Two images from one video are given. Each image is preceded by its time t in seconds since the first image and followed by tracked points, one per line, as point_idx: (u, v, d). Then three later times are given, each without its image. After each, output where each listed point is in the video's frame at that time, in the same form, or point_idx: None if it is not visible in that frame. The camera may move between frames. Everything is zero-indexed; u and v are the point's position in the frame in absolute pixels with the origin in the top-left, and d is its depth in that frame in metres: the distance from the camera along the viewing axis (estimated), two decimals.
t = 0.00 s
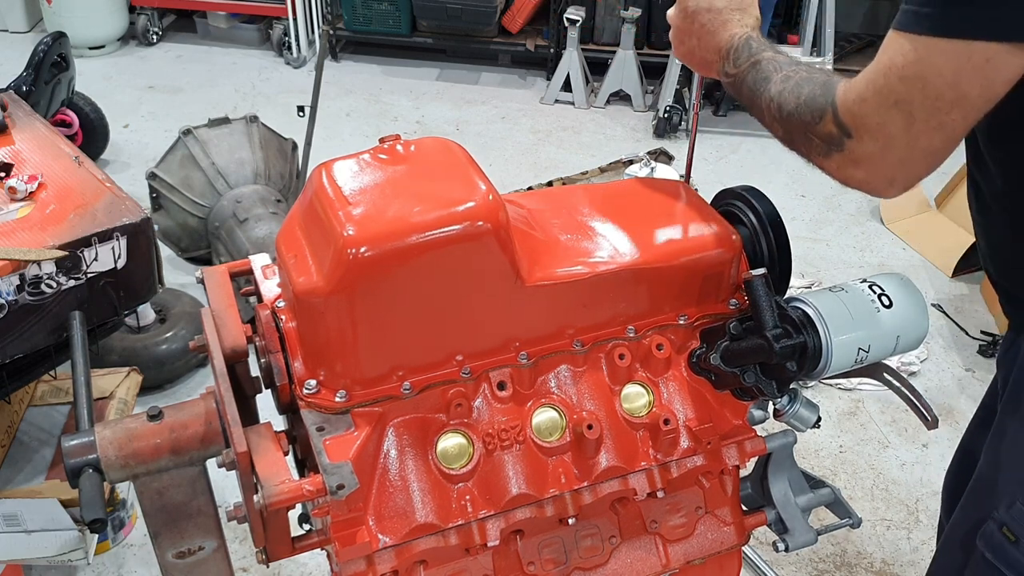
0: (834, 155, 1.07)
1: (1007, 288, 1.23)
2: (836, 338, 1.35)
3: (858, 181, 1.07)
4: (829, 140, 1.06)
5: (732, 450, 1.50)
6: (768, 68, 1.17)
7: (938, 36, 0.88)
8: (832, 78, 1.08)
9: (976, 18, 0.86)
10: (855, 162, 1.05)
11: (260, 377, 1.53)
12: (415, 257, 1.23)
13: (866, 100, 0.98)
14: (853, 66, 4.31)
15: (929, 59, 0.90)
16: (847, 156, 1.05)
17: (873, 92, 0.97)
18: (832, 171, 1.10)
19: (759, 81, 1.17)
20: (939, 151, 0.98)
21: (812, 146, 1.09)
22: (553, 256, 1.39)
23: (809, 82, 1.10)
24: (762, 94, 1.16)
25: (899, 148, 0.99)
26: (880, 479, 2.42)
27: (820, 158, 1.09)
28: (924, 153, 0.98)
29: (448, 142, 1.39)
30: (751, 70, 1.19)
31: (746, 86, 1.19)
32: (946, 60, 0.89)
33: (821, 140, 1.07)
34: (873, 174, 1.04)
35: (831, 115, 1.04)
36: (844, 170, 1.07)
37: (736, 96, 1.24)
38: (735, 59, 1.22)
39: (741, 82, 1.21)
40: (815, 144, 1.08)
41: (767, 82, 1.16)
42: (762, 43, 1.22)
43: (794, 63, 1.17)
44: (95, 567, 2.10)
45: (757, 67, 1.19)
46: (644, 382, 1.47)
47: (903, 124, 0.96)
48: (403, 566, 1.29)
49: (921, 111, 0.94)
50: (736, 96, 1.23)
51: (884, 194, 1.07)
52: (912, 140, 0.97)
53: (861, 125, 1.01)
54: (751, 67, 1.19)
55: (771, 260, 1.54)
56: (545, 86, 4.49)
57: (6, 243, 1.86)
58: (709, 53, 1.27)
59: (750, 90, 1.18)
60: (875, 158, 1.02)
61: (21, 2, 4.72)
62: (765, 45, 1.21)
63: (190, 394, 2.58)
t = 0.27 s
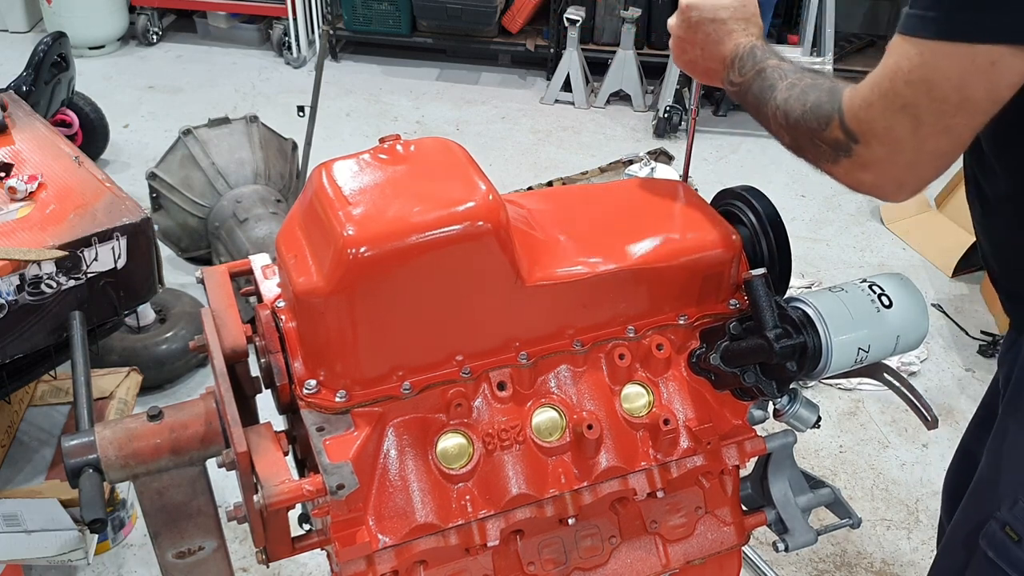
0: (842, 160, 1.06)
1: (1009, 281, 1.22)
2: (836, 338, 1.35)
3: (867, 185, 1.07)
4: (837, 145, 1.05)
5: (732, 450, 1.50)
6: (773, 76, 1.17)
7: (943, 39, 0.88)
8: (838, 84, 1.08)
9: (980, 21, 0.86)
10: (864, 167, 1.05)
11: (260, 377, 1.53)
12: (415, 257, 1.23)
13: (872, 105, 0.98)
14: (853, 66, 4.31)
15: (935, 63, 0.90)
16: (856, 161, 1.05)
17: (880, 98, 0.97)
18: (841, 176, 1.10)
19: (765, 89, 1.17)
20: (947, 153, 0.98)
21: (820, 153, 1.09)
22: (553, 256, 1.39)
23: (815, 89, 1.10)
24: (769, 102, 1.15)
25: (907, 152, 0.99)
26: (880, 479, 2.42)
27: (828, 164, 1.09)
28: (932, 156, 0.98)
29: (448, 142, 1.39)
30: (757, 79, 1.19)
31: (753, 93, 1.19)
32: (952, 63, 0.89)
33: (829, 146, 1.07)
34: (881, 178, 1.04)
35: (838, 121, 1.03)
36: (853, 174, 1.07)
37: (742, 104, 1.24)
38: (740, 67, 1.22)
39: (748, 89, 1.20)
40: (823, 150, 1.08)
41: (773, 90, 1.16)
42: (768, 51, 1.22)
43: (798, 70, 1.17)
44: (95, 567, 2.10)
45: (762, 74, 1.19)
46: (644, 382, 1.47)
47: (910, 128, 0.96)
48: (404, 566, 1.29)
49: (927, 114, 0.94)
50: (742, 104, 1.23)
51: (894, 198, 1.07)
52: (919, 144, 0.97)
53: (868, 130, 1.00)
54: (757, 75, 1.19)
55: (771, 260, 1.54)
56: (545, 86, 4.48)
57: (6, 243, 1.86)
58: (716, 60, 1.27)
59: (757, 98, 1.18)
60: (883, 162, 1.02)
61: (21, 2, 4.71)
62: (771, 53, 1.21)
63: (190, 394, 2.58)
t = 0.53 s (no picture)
0: (842, 163, 1.06)
1: (1007, 286, 1.22)
2: (837, 338, 1.35)
3: (868, 188, 1.06)
4: (837, 148, 1.05)
5: (732, 451, 1.50)
6: (760, 80, 1.17)
7: (947, 42, 0.88)
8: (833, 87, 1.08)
9: (984, 24, 0.86)
10: (865, 169, 1.04)
11: (260, 377, 1.53)
12: (416, 257, 1.23)
13: (874, 109, 0.98)
14: (853, 66, 4.31)
15: (939, 66, 0.90)
16: (856, 163, 1.05)
17: (882, 101, 0.97)
18: (840, 180, 1.09)
19: (754, 93, 1.17)
20: (949, 156, 0.97)
21: (817, 156, 1.09)
22: (553, 256, 1.39)
23: (807, 93, 1.10)
24: (759, 105, 1.15)
25: (909, 154, 0.98)
26: (880, 479, 2.42)
27: (826, 166, 1.09)
28: (934, 159, 0.98)
29: (448, 142, 1.39)
30: (744, 82, 1.19)
31: (742, 96, 1.19)
32: (956, 66, 0.89)
33: (827, 149, 1.06)
34: (882, 181, 1.04)
35: (838, 124, 1.03)
36: (852, 177, 1.07)
37: (730, 107, 1.24)
38: (724, 71, 1.22)
39: (734, 93, 1.21)
40: (821, 152, 1.08)
41: (762, 93, 1.16)
42: (749, 54, 1.22)
43: (783, 73, 1.17)
44: (95, 567, 2.10)
45: (749, 78, 1.19)
46: (644, 382, 1.47)
47: (913, 131, 0.96)
48: (404, 566, 1.29)
49: (932, 116, 0.93)
50: (730, 108, 1.23)
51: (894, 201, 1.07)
52: (922, 147, 0.97)
53: (870, 133, 1.00)
54: (743, 79, 1.19)
55: (771, 260, 1.53)
56: (545, 86, 4.48)
57: (6, 243, 1.86)
58: (697, 66, 1.27)
59: (746, 101, 1.18)
60: (885, 165, 1.01)
61: (21, 2, 4.71)
62: (753, 56, 1.21)
63: (190, 394, 2.58)
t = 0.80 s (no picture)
0: (846, 168, 1.05)
1: (1000, 288, 1.22)
2: (837, 338, 1.35)
3: (871, 194, 1.05)
4: (840, 153, 1.05)
5: (732, 451, 1.50)
6: (781, 68, 1.16)
7: (937, 48, 0.89)
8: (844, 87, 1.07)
9: (973, 30, 0.86)
10: (867, 174, 1.04)
11: (260, 377, 1.53)
12: (415, 257, 1.23)
13: (873, 115, 0.98)
14: (853, 66, 4.31)
15: (930, 71, 0.90)
16: (859, 168, 1.04)
17: (880, 107, 0.97)
18: (846, 185, 1.09)
19: (773, 81, 1.15)
20: (950, 163, 0.96)
21: (824, 155, 1.08)
22: (553, 256, 1.39)
23: (825, 89, 1.09)
24: (776, 94, 1.14)
25: (908, 161, 0.98)
26: (880, 479, 2.42)
27: (831, 167, 1.08)
28: (935, 166, 0.97)
29: (448, 142, 1.38)
30: (764, 70, 1.17)
31: (760, 85, 1.18)
32: (948, 71, 0.89)
33: (833, 151, 1.06)
34: (884, 188, 1.03)
35: (840, 127, 1.03)
36: (857, 181, 1.06)
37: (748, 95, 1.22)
38: (746, 56, 1.20)
39: (755, 78, 1.18)
40: (827, 152, 1.07)
41: (781, 83, 1.14)
42: (772, 40, 1.20)
43: (804, 64, 1.16)
44: (95, 567, 2.10)
45: (769, 66, 1.17)
46: (644, 382, 1.47)
47: (911, 137, 0.95)
48: (404, 566, 1.29)
49: (926, 122, 0.93)
50: (748, 95, 1.21)
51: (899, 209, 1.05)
52: (921, 152, 0.96)
53: (869, 139, 1.00)
54: (763, 66, 1.18)
55: (771, 260, 1.54)
56: (545, 86, 4.48)
57: (6, 243, 1.86)
58: (719, 51, 1.24)
59: (764, 89, 1.17)
60: (885, 171, 1.01)
61: (21, 2, 4.71)
62: (777, 43, 1.20)
63: (190, 394, 2.58)
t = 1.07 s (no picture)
0: (823, 152, 1.07)
1: (1012, 280, 1.22)
2: (836, 338, 1.35)
3: (846, 178, 1.07)
4: (819, 137, 1.06)
5: (732, 451, 1.50)
6: (758, 63, 1.13)
7: (929, 38, 0.88)
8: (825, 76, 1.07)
9: (968, 22, 0.86)
10: (844, 161, 1.05)
11: (260, 377, 1.53)
12: (416, 257, 1.23)
13: (855, 100, 0.98)
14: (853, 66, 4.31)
15: (919, 61, 0.90)
16: (836, 153, 1.05)
17: (864, 92, 0.97)
18: (822, 168, 1.10)
19: (752, 76, 1.13)
20: (927, 150, 0.98)
21: (801, 144, 1.09)
22: (553, 256, 1.39)
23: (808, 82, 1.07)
24: (754, 88, 1.12)
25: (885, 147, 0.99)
26: (880, 479, 2.42)
27: (808, 155, 1.09)
28: (910, 152, 0.98)
29: (448, 142, 1.38)
30: (741, 64, 1.14)
31: (738, 80, 1.15)
32: (936, 62, 0.89)
33: (812, 137, 1.06)
34: (860, 172, 1.04)
35: (821, 113, 1.03)
36: (833, 167, 1.07)
37: (726, 91, 1.20)
38: (722, 52, 1.17)
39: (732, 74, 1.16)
40: (804, 140, 1.08)
41: (761, 78, 1.12)
42: (747, 35, 1.17)
43: (781, 59, 1.14)
44: (95, 567, 2.10)
45: (748, 61, 1.14)
46: (644, 382, 1.47)
47: (891, 124, 0.96)
48: (404, 566, 1.29)
49: (909, 110, 0.94)
50: (727, 91, 1.19)
51: (871, 192, 1.07)
52: (900, 139, 0.97)
53: (849, 124, 1.01)
54: (741, 61, 1.15)
55: (771, 260, 1.54)
56: (545, 86, 4.48)
57: (6, 243, 1.86)
58: (697, 44, 1.22)
59: (742, 85, 1.14)
60: (863, 156, 1.02)
61: (21, 2, 4.71)
62: (751, 38, 1.17)
63: (190, 394, 2.58)
